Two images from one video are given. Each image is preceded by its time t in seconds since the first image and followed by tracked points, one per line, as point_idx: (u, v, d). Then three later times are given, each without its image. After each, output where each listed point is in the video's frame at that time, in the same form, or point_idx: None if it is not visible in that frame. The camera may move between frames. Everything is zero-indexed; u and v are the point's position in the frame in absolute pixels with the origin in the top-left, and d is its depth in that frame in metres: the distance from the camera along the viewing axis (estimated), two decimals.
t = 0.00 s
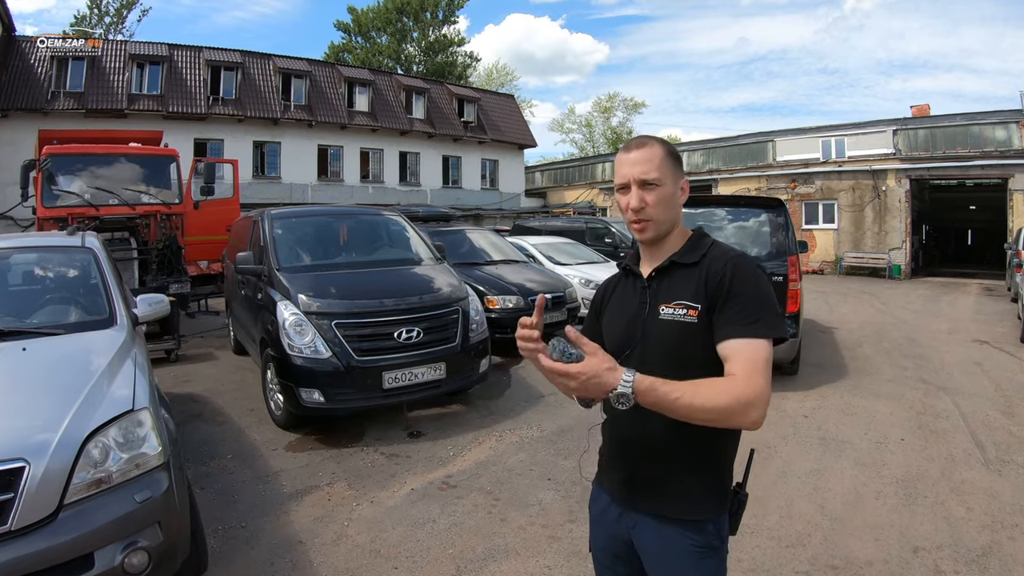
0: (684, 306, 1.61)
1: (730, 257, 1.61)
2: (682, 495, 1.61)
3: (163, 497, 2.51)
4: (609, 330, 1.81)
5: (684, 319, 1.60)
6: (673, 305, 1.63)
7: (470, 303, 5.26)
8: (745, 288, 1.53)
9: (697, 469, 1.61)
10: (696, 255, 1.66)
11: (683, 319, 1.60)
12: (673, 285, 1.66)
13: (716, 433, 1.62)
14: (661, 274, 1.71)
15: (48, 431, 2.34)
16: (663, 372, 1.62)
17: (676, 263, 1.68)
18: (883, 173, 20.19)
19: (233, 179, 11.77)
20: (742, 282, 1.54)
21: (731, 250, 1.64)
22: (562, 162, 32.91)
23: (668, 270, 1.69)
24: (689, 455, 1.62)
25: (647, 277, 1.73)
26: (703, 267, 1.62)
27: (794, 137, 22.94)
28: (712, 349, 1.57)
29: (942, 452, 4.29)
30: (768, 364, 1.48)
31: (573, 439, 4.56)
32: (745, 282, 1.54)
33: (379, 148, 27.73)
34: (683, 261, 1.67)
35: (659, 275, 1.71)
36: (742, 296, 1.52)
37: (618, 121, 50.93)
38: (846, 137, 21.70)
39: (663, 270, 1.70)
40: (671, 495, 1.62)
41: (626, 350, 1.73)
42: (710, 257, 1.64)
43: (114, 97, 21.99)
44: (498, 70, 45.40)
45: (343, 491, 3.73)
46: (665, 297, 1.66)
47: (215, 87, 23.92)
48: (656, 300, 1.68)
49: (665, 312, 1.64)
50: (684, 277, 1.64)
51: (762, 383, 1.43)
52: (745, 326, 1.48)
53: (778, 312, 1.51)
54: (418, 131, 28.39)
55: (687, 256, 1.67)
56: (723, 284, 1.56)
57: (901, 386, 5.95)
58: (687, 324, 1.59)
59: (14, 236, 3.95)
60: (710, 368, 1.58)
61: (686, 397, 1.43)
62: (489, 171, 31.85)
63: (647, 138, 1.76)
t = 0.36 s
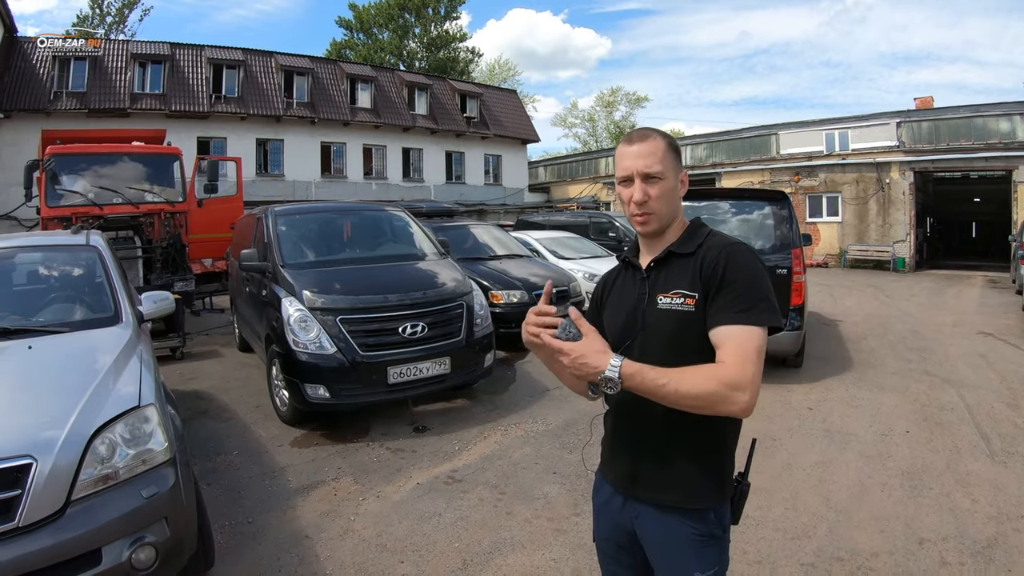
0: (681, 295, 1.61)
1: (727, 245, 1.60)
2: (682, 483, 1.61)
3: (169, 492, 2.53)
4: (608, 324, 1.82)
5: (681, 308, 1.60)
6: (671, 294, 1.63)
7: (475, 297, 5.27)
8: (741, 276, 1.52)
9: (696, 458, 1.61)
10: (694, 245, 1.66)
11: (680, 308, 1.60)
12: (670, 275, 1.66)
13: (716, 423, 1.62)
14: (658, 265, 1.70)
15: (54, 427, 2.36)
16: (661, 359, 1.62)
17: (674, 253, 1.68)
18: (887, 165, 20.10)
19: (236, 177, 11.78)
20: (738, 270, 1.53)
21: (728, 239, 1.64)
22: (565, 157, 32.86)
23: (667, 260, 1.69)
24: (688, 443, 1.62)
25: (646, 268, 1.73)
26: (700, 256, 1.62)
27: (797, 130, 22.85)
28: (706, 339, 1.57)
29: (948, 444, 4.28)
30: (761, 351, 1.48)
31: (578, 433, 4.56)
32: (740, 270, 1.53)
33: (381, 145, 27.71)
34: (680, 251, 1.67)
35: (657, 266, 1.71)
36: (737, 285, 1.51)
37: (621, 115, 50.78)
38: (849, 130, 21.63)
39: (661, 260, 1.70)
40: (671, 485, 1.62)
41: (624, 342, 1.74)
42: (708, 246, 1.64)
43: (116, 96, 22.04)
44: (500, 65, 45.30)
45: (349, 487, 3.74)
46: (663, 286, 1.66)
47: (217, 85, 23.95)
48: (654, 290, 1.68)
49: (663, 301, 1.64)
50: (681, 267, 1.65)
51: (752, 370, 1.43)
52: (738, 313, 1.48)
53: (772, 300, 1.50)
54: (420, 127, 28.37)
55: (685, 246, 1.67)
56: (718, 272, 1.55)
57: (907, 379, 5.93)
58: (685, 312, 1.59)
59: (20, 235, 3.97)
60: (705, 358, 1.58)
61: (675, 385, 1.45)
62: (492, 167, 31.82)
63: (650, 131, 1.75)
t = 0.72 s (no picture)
0: (683, 291, 1.61)
1: (730, 240, 1.61)
2: (685, 479, 1.61)
3: (175, 487, 2.54)
4: (609, 317, 1.81)
5: (683, 303, 1.60)
6: (672, 289, 1.63)
7: (477, 292, 5.28)
8: (745, 273, 1.54)
9: (699, 454, 1.62)
10: (696, 238, 1.66)
11: (682, 304, 1.61)
12: (670, 269, 1.66)
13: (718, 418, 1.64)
14: (659, 258, 1.70)
15: (61, 424, 2.38)
16: (664, 356, 1.64)
17: (676, 246, 1.68)
18: (889, 159, 20.02)
19: (238, 174, 11.81)
20: (743, 267, 1.55)
21: (729, 233, 1.64)
22: (566, 153, 32.81)
23: (668, 254, 1.69)
24: (690, 439, 1.63)
25: (647, 261, 1.73)
26: (701, 251, 1.63)
27: (799, 124, 22.79)
28: (710, 337, 1.59)
29: (950, 436, 4.28)
30: (766, 351, 1.52)
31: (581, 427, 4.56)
32: (745, 267, 1.55)
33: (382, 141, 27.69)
34: (681, 244, 1.67)
35: (657, 259, 1.70)
36: (741, 283, 1.53)
37: (622, 110, 50.64)
38: (852, 123, 21.56)
39: (662, 254, 1.70)
40: (671, 477, 1.63)
41: (624, 336, 1.74)
42: (710, 239, 1.64)
43: (118, 95, 22.06)
44: (501, 60, 45.21)
45: (353, 481, 3.76)
46: (663, 281, 1.66)
47: (218, 83, 23.95)
48: (654, 284, 1.68)
49: (664, 296, 1.64)
50: (682, 261, 1.65)
51: (758, 374, 1.49)
52: (746, 313, 1.50)
53: (776, 295, 1.53)
54: (421, 124, 28.34)
55: (686, 239, 1.67)
56: (722, 269, 1.56)
57: (910, 371, 5.93)
58: (687, 308, 1.59)
59: (25, 234, 3.99)
60: (709, 357, 1.61)
61: (685, 410, 1.49)
62: (493, 162, 31.77)
63: (652, 120, 1.75)
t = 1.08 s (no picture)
0: (684, 292, 1.62)
1: (731, 240, 1.62)
2: (684, 477, 1.63)
3: (179, 487, 2.55)
4: (611, 315, 1.83)
5: (685, 304, 1.61)
6: (674, 289, 1.63)
7: (478, 291, 5.28)
8: (748, 274, 1.54)
9: (700, 451, 1.63)
10: (697, 239, 1.67)
11: (684, 304, 1.61)
12: (673, 269, 1.67)
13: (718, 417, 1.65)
14: (660, 258, 1.71)
15: (64, 425, 2.39)
16: (665, 356, 1.65)
17: (678, 247, 1.68)
18: (890, 156, 20.02)
19: (238, 174, 11.82)
20: (745, 268, 1.55)
21: (731, 233, 1.64)
22: (566, 151, 32.81)
23: (669, 254, 1.70)
24: (689, 436, 1.63)
25: (648, 261, 1.74)
26: (703, 252, 1.63)
27: (799, 122, 22.78)
28: (712, 337, 1.60)
29: (951, 433, 4.29)
30: (768, 353, 1.52)
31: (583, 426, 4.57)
32: (747, 268, 1.55)
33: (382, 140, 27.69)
34: (684, 244, 1.67)
35: (659, 259, 1.71)
36: (743, 284, 1.53)
37: (622, 108, 50.60)
38: (852, 121, 21.55)
39: (664, 254, 1.71)
40: (669, 475, 1.64)
41: (626, 335, 1.75)
42: (712, 240, 1.65)
43: (117, 95, 22.05)
44: (500, 59, 45.19)
45: (355, 480, 3.77)
46: (665, 281, 1.67)
47: (218, 83, 23.95)
48: (657, 284, 1.69)
49: (666, 296, 1.65)
50: (683, 261, 1.66)
51: (761, 375, 1.50)
52: (748, 314, 1.50)
53: (777, 296, 1.53)
54: (421, 123, 28.33)
55: (688, 240, 1.68)
56: (724, 270, 1.56)
57: (910, 369, 5.93)
58: (689, 308, 1.60)
59: (26, 235, 4.00)
60: (711, 356, 1.62)
61: (686, 410, 1.50)
62: (493, 161, 31.77)
63: (653, 119, 1.75)
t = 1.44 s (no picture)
0: (685, 295, 1.62)
1: (732, 244, 1.61)
2: (681, 478, 1.63)
3: (179, 488, 2.55)
4: (612, 316, 1.83)
5: (685, 308, 1.61)
6: (675, 293, 1.64)
7: (478, 293, 5.28)
8: (749, 278, 1.54)
9: (698, 454, 1.63)
10: (699, 242, 1.67)
11: (684, 308, 1.61)
12: (674, 272, 1.67)
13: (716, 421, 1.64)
14: (662, 260, 1.71)
15: (64, 425, 2.38)
16: (665, 359, 1.65)
17: (679, 249, 1.69)
18: (889, 159, 20.03)
19: (238, 175, 11.84)
20: (746, 271, 1.55)
21: (732, 237, 1.64)
22: (566, 153, 32.83)
23: (671, 257, 1.70)
24: (687, 437, 1.64)
25: (650, 263, 1.74)
26: (704, 255, 1.63)
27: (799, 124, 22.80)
28: (711, 340, 1.60)
29: (950, 435, 4.29)
30: (766, 357, 1.53)
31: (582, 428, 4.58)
32: (748, 271, 1.55)
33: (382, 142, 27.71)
34: (686, 247, 1.67)
35: (660, 262, 1.71)
36: (743, 289, 1.53)
37: (622, 110, 50.65)
38: (852, 123, 21.58)
39: (666, 257, 1.71)
40: (667, 477, 1.64)
41: (626, 336, 1.76)
42: (714, 243, 1.65)
43: (117, 95, 22.06)
44: (501, 61, 45.26)
45: (355, 481, 3.77)
46: (665, 284, 1.67)
47: (218, 84, 23.97)
48: (657, 286, 1.69)
49: (667, 299, 1.65)
50: (684, 264, 1.66)
51: (759, 379, 1.50)
52: (749, 317, 1.50)
53: (778, 300, 1.54)
54: (421, 124, 28.35)
55: (690, 243, 1.68)
56: (725, 272, 1.56)
57: (910, 371, 5.93)
58: (689, 312, 1.60)
59: (27, 235, 4.00)
60: (710, 360, 1.62)
61: (684, 412, 1.51)
62: (493, 163, 31.79)
63: (656, 121, 1.75)
